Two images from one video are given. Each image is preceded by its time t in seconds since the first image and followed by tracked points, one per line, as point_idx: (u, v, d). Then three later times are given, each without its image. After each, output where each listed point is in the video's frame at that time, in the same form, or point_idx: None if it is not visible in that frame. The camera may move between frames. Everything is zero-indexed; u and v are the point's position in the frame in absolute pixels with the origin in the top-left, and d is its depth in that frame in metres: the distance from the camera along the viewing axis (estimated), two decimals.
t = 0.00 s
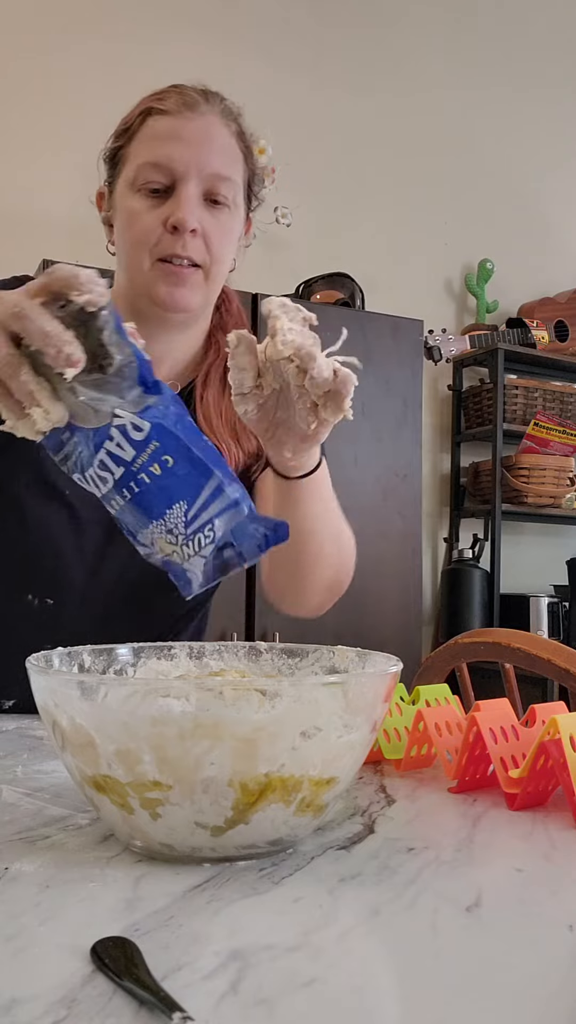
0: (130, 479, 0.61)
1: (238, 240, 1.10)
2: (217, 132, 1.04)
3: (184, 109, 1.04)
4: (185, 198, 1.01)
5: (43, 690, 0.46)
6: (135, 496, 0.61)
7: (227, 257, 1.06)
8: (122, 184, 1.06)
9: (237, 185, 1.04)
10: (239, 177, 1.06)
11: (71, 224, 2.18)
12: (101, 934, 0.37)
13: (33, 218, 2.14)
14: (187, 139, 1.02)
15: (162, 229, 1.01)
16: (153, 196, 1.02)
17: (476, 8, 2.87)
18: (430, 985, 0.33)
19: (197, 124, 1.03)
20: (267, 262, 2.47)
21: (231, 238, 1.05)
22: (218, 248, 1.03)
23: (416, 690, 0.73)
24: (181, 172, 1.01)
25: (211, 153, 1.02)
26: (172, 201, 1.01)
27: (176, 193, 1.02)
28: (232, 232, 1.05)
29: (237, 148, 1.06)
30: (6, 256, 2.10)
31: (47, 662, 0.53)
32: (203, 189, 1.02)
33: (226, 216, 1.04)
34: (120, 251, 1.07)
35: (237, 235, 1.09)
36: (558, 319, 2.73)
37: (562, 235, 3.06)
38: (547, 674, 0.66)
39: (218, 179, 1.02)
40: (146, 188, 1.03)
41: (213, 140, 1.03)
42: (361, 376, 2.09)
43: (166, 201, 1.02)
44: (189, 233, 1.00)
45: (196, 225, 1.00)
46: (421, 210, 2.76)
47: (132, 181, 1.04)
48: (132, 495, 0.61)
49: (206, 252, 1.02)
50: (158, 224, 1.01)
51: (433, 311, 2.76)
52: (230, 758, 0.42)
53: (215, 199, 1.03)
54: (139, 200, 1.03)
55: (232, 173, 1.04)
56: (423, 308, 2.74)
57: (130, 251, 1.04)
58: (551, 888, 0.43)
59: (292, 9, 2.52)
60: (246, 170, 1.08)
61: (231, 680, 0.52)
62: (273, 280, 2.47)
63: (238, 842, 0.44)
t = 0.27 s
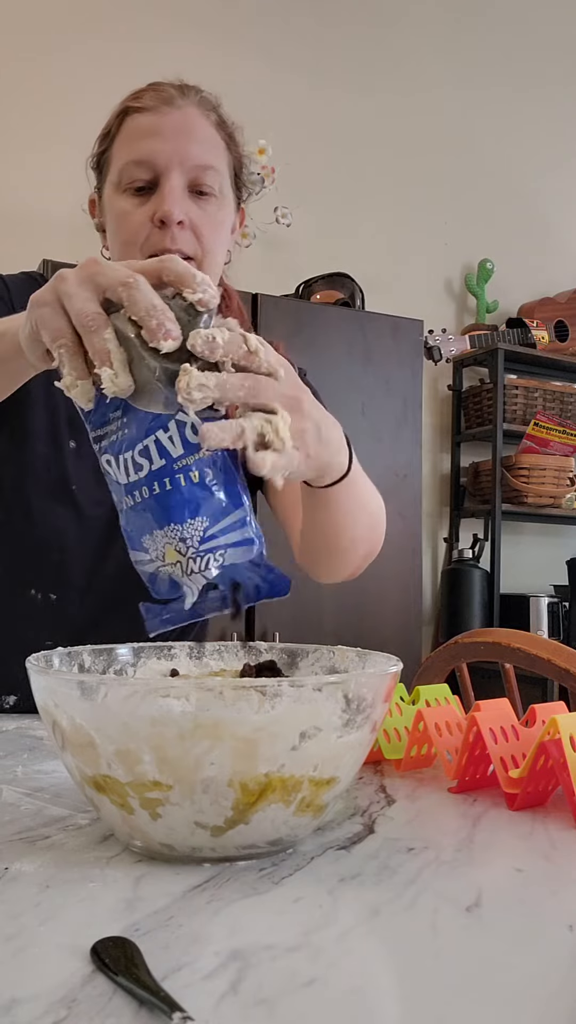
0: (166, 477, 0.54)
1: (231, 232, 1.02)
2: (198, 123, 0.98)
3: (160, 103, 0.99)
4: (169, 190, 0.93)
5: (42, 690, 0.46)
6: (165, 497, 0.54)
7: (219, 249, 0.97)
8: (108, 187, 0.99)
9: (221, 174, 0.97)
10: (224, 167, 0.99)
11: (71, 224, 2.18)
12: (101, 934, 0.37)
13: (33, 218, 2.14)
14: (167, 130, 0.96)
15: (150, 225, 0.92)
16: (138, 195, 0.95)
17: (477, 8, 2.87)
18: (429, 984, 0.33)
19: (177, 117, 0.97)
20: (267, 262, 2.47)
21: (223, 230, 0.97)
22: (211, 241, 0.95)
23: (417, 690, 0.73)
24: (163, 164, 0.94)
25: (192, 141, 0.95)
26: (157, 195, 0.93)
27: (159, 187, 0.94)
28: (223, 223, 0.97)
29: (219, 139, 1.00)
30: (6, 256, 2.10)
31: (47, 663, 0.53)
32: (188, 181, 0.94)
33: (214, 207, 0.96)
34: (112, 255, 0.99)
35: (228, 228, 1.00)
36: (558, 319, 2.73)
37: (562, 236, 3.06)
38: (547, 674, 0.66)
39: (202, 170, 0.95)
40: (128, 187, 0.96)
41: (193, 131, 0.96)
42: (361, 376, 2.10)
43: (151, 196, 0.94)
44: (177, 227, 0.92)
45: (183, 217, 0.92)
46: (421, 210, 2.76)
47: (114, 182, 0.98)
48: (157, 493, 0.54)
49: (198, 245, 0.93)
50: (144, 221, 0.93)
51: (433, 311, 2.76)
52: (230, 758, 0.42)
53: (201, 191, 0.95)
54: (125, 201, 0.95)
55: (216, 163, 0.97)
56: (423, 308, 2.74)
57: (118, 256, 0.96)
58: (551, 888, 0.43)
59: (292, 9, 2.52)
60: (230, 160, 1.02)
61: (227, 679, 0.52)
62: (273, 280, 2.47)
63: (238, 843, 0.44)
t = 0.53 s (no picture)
0: (184, 478, 0.53)
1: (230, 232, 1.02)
2: (195, 122, 0.98)
3: (156, 103, 0.99)
4: (166, 191, 0.93)
5: (42, 690, 0.46)
6: (186, 497, 0.53)
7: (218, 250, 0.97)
8: (106, 188, 0.99)
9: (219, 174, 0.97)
10: (222, 166, 0.99)
11: (70, 224, 2.18)
12: (101, 935, 0.37)
13: (33, 218, 2.14)
14: (164, 130, 0.95)
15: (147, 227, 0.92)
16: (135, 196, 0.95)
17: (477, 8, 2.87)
18: (428, 984, 0.33)
19: (174, 118, 0.97)
20: (267, 262, 2.47)
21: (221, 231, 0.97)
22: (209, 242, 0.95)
23: (417, 691, 0.73)
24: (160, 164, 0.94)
25: (189, 141, 0.95)
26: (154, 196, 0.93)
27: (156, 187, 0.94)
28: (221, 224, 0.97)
29: (217, 139, 1.00)
30: (6, 256, 2.10)
31: (45, 663, 0.53)
32: (186, 182, 0.94)
33: (212, 208, 0.96)
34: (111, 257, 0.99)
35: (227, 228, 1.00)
36: (558, 319, 2.73)
37: (562, 236, 3.06)
38: (548, 674, 0.66)
39: (201, 170, 0.95)
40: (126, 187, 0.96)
41: (191, 130, 0.96)
42: (361, 376, 2.09)
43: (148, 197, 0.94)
44: (175, 228, 0.92)
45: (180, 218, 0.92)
46: (421, 210, 2.75)
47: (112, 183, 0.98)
48: (183, 493, 0.53)
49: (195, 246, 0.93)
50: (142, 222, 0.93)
51: (433, 310, 2.76)
52: (230, 758, 0.42)
53: (199, 191, 0.95)
54: (122, 203, 0.95)
55: (213, 163, 0.97)
56: (423, 308, 2.74)
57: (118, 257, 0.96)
58: (551, 888, 0.43)
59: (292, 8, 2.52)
60: (228, 159, 1.01)
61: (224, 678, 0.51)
62: (273, 280, 2.47)
63: (238, 843, 0.44)
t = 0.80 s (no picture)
0: (201, 460, 0.51)
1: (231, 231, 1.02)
2: (195, 121, 0.97)
3: (155, 102, 0.99)
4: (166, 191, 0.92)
5: (42, 690, 0.46)
6: (202, 478, 0.51)
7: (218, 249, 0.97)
8: (106, 188, 0.99)
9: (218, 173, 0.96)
10: (222, 165, 0.99)
11: (70, 223, 2.18)
12: (101, 935, 0.37)
13: (33, 218, 2.14)
14: (163, 128, 0.95)
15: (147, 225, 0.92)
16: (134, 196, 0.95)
17: (477, 7, 2.87)
18: (428, 984, 0.33)
19: (173, 117, 0.97)
20: (267, 262, 2.46)
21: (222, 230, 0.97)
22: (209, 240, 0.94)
23: (417, 691, 0.73)
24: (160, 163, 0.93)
25: (188, 139, 0.95)
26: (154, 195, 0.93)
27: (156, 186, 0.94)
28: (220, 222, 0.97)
29: (217, 138, 1.00)
30: (6, 256, 2.10)
31: (45, 662, 0.53)
32: (185, 181, 0.94)
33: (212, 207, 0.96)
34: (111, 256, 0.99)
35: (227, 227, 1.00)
36: (559, 319, 2.73)
37: (562, 235, 3.06)
38: (548, 674, 0.66)
39: (201, 170, 0.95)
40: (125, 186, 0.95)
41: (190, 128, 0.96)
42: (361, 376, 2.09)
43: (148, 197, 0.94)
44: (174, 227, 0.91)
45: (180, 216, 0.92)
46: (421, 210, 2.75)
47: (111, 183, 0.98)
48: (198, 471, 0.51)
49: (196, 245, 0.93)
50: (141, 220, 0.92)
51: (433, 310, 2.76)
52: (230, 758, 0.42)
53: (199, 190, 0.95)
54: (121, 203, 0.95)
55: (213, 162, 0.97)
56: (423, 308, 2.74)
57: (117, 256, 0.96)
58: (551, 888, 0.43)
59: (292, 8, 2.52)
60: (228, 158, 1.01)
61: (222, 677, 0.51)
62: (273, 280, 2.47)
63: (238, 843, 0.44)
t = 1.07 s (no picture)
0: (230, 436, 0.50)
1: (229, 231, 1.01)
2: (192, 122, 0.98)
3: (152, 102, 0.99)
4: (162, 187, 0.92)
5: (42, 690, 0.46)
6: (230, 456, 0.50)
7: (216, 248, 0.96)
8: (103, 187, 0.99)
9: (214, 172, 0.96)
10: (219, 165, 0.99)
11: (71, 223, 2.18)
12: (101, 935, 0.37)
13: (33, 218, 2.14)
14: (160, 128, 0.95)
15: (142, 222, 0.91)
16: (131, 194, 0.94)
17: (477, 7, 2.87)
18: (428, 983, 0.33)
19: (170, 118, 0.97)
20: (267, 262, 2.46)
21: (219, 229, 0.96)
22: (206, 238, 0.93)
23: (417, 691, 0.73)
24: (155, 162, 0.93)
25: (184, 140, 0.95)
26: (150, 192, 0.93)
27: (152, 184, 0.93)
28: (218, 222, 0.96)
29: (215, 139, 1.00)
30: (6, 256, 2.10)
31: (45, 663, 0.53)
32: (182, 180, 0.94)
33: (210, 206, 0.95)
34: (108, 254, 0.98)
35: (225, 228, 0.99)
36: (559, 319, 2.73)
37: (562, 235, 3.06)
38: (548, 674, 0.66)
39: (197, 169, 0.95)
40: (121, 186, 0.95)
41: (187, 129, 0.96)
42: (361, 375, 2.09)
43: (144, 195, 0.94)
44: (170, 224, 0.91)
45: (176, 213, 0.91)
46: (421, 210, 2.75)
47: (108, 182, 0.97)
48: (218, 450, 0.50)
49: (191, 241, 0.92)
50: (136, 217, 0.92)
51: (433, 310, 2.76)
52: (230, 757, 0.42)
53: (196, 189, 0.95)
54: (117, 202, 0.95)
55: (210, 163, 0.97)
56: (423, 308, 2.74)
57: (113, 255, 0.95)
58: (551, 888, 0.43)
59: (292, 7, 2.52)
60: (226, 158, 1.01)
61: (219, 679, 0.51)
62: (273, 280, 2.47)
63: (239, 843, 0.44)
